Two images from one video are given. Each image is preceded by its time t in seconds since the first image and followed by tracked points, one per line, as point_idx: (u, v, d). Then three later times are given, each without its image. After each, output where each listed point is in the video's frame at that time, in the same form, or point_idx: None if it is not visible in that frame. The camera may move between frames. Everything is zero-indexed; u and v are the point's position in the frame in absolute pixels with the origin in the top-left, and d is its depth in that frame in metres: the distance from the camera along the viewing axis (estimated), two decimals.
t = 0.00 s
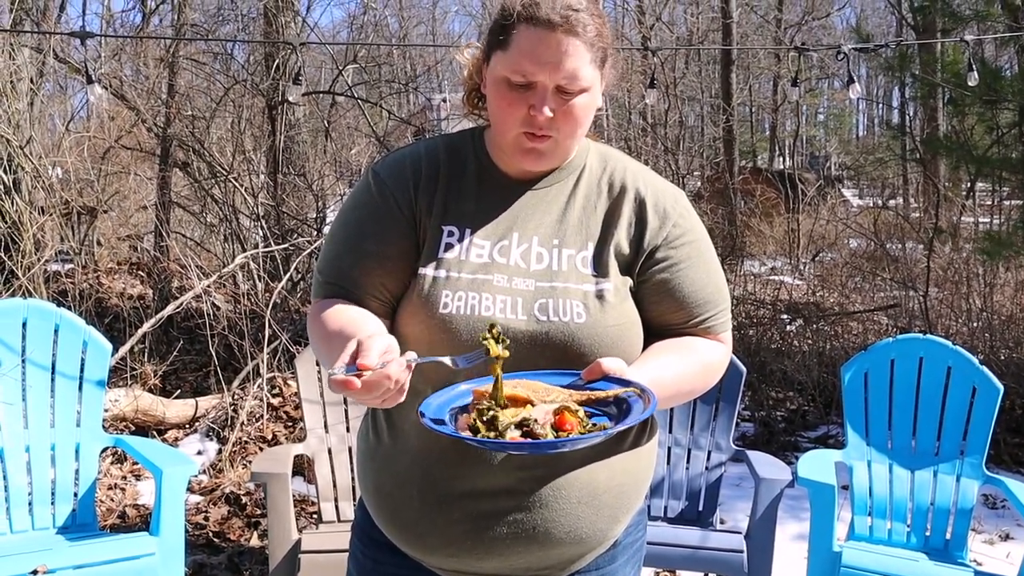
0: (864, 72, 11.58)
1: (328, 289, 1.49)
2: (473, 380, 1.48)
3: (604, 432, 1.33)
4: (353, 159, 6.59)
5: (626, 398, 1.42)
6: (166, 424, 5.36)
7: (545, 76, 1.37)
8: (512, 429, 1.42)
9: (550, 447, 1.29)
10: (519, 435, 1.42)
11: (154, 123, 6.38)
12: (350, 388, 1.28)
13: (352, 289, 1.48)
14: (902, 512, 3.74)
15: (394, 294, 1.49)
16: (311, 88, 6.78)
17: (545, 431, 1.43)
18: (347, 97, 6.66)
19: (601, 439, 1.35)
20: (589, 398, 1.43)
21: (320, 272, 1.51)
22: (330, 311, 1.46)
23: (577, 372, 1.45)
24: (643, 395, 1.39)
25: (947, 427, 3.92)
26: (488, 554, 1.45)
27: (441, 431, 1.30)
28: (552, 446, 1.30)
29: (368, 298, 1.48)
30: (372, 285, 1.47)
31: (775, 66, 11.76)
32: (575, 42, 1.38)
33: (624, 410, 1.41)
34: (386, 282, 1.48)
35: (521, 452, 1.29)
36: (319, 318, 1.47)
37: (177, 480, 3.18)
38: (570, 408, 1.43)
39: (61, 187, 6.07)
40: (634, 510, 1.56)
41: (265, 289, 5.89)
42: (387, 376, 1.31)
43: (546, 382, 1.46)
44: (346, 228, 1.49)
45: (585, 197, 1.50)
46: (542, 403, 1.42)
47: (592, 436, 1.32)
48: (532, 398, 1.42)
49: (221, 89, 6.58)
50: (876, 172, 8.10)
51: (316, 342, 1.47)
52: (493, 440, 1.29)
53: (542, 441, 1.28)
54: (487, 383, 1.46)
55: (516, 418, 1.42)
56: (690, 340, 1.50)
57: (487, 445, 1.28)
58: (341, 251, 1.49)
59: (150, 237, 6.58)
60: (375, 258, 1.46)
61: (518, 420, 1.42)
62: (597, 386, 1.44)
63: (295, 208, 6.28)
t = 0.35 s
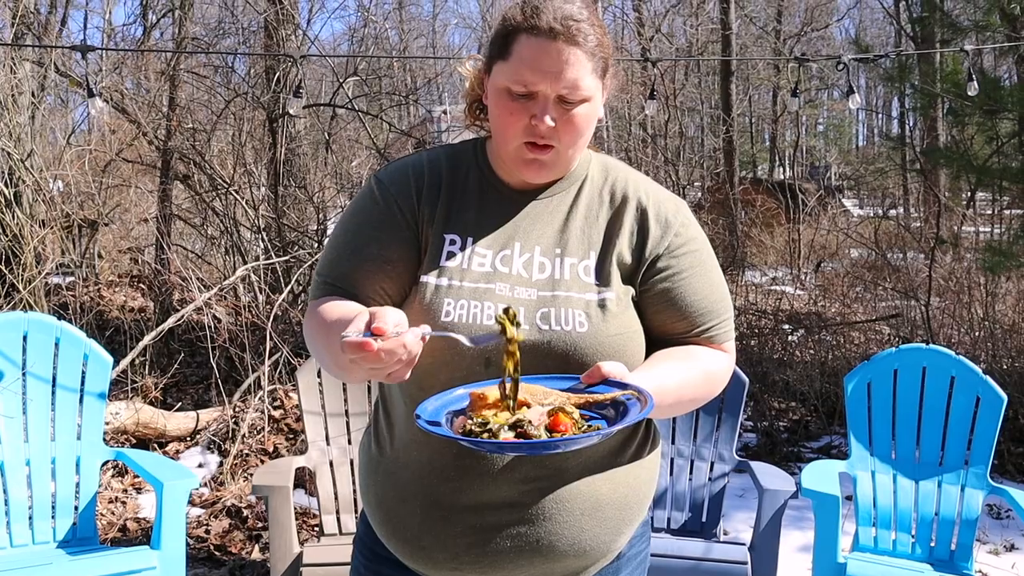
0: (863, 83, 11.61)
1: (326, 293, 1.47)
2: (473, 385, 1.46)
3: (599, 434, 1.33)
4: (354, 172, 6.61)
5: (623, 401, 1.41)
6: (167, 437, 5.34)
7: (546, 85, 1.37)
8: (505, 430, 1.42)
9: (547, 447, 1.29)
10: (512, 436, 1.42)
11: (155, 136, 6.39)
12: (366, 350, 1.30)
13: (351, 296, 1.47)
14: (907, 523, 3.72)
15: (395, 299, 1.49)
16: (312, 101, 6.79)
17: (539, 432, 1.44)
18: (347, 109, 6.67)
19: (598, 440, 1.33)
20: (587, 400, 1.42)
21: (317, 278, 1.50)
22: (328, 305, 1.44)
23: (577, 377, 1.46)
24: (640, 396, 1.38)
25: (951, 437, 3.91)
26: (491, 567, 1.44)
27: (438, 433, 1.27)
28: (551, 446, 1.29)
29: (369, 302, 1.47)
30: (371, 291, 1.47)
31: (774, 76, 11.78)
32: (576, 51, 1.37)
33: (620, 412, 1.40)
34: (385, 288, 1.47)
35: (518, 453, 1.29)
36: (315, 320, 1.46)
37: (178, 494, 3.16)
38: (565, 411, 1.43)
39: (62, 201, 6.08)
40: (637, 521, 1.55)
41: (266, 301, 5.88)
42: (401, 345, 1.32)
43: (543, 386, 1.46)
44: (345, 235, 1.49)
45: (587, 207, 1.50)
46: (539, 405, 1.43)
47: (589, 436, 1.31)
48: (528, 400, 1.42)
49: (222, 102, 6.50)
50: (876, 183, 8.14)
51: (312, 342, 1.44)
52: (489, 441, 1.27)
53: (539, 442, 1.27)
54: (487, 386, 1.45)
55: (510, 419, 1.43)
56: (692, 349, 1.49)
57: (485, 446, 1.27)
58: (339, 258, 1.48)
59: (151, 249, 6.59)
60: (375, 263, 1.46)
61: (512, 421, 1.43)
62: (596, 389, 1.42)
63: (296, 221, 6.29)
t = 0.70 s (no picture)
0: (863, 80, 11.60)
1: (324, 283, 1.47)
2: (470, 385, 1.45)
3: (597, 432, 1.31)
4: (355, 170, 6.62)
5: (622, 400, 1.39)
6: (167, 435, 5.34)
7: (549, 82, 1.36)
8: (502, 431, 1.40)
9: (545, 448, 1.28)
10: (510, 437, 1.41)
11: (155, 135, 6.38)
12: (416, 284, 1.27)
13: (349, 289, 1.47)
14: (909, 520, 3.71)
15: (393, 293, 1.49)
16: (311, 99, 6.78)
17: (536, 433, 1.42)
18: (347, 107, 6.66)
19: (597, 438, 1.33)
20: (586, 400, 1.40)
21: (313, 270, 1.49)
22: (323, 302, 1.44)
23: (575, 375, 1.45)
24: (639, 396, 1.36)
25: (953, 434, 3.90)
26: (490, 565, 1.43)
27: (435, 435, 1.27)
28: (549, 447, 1.28)
29: (367, 295, 1.47)
30: (370, 284, 1.47)
31: (775, 73, 11.75)
32: (579, 48, 1.36)
33: (619, 411, 1.38)
34: (383, 281, 1.47)
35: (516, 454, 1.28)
36: (312, 310, 1.45)
37: (179, 492, 3.16)
38: (563, 411, 1.42)
39: (62, 200, 6.08)
40: (638, 519, 1.54)
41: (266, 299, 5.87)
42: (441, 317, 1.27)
43: (543, 385, 1.43)
44: (343, 228, 1.48)
45: (587, 201, 1.48)
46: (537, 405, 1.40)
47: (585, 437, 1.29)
48: (526, 401, 1.39)
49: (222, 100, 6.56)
50: (877, 179, 8.14)
51: (314, 332, 1.44)
52: (487, 443, 1.26)
53: (537, 443, 1.27)
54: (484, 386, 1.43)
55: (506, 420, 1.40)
56: (692, 344, 1.49)
57: (482, 447, 1.26)
58: (337, 251, 1.47)
59: (151, 247, 6.58)
60: (372, 258, 1.46)
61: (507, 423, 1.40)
62: (594, 388, 1.42)
63: (296, 218, 6.27)
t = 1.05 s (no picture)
0: (861, 80, 11.61)
1: (321, 279, 1.46)
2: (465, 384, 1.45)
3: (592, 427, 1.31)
4: (353, 170, 6.63)
5: (616, 398, 1.39)
6: (165, 435, 5.34)
7: (545, 83, 1.36)
8: (496, 429, 1.39)
9: (538, 444, 1.29)
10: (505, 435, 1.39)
11: (152, 134, 6.37)
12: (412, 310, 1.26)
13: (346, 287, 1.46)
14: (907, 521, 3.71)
15: (390, 292, 1.49)
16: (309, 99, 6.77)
17: (529, 429, 1.40)
18: (345, 107, 6.65)
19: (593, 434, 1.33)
20: (581, 398, 1.40)
21: (310, 267, 1.49)
22: (324, 297, 1.43)
23: (571, 376, 1.45)
24: (632, 394, 1.35)
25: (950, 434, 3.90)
26: (487, 566, 1.43)
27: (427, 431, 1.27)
28: (543, 443, 1.29)
29: (364, 292, 1.47)
30: (367, 280, 1.46)
31: (773, 74, 11.76)
32: (575, 49, 1.36)
33: (613, 409, 1.38)
34: (381, 279, 1.47)
35: (510, 450, 1.28)
36: (310, 307, 1.44)
37: (176, 492, 3.14)
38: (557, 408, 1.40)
39: (59, 200, 6.08)
40: (634, 520, 1.54)
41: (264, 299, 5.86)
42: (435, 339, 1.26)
43: (538, 385, 1.43)
44: (340, 225, 1.48)
45: (585, 202, 1.48)
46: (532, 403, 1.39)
47: (580, 431, 1.29)
48: (521, 400, 1.38)
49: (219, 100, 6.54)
50: (875, 179, 8.15)
51: (312, 334, 1.44)
52: (480, 440, 1.27)
53: (531, 438, 1.27)
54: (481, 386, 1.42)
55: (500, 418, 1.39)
56: (688, 345, 1.48)
57: (475, 445, 1.26)
58: (333, 249, 1.47)
59: (149, 247, 6.58)
60: (370, 257, 1.45)
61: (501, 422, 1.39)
62: (590, 387, 1.41)
63: (294, 218, 6.27)
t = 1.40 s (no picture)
0: (859, 86, 11.64)
1: (321, 297, 1.48)
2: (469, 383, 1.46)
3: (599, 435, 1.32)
4: (352, 174, 6.66)
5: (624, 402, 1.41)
6: (162, 438, 5.32)
7: (545, 83, 1.36)
8: (506, 431, 1.41)
9: (547, 449, 1.28)
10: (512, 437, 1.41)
11: (150, 137, 6.37)
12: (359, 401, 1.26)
13: (346, 298, 1.47)
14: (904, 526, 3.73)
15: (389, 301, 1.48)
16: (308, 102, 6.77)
17: (540, 432, 1.42)
18: (344, 110, 6.65)
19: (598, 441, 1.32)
20: (587, 401, 1.41)
21: (311, 279, 1.49)
22: (324, 319, 1.45)
23: (577, 377, 1.45)
24: (642, 399, 1.37)
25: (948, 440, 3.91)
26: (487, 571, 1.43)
27: (435, 435, 1.27)
28: (550, 448, 1.28)
29: (363, 303, 1.47)
30: (363, 296, 1.46)
31: (771, 80, 11.78)
32: (575, 49, 1.36)
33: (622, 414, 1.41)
34: (379, 290, 1.47)
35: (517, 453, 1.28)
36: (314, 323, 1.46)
37: (173, 497, 3.13)
38: (567, 411, 1.43)
39: (57, 202, 6.09)
40: (635, 526, 1.54)
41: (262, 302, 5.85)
42: (398, 394, 1.27)
43: (543, 386, 1.44)
44: (340, 236, 1.48)
45: (585, 206, 1.48)
46: (540, 405, 1.42)
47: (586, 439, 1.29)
48: (529, 399, 1.41)
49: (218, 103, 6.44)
50: (872, 186, 8.16)
51: (309, 348, 1.46)
52: (488, 442, 1.27)
53: (539, 443, 1.27)
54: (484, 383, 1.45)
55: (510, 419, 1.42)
56: (688, 349, 1.48)
57: (482, 446, 1.26)
58: (334, 260, 1.47)
59: (147, 250, 6.57)
60: (369, 267, 1.45)
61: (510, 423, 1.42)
62: (596, 390, 1.42)
63: (290, 222, 6.33)
